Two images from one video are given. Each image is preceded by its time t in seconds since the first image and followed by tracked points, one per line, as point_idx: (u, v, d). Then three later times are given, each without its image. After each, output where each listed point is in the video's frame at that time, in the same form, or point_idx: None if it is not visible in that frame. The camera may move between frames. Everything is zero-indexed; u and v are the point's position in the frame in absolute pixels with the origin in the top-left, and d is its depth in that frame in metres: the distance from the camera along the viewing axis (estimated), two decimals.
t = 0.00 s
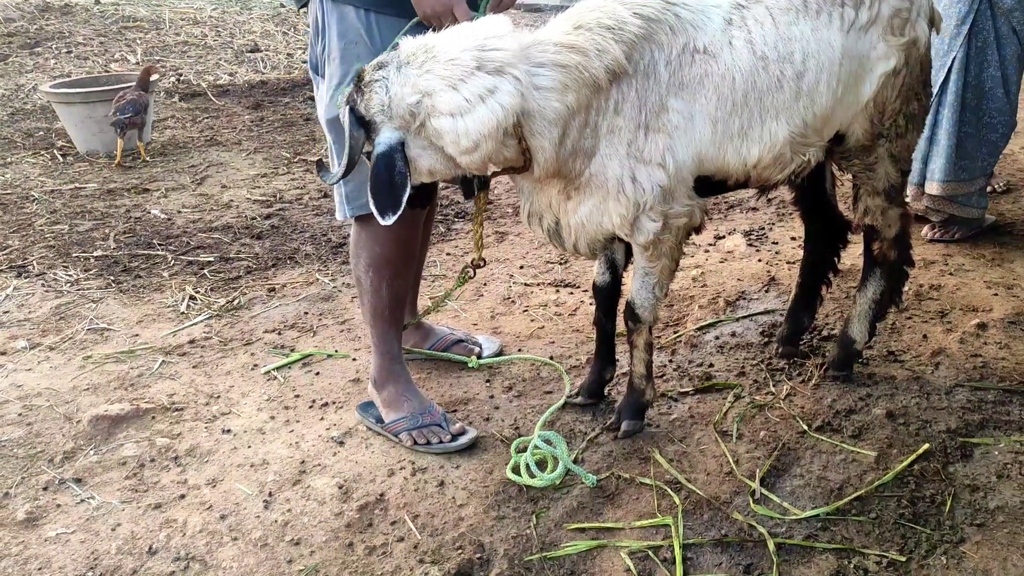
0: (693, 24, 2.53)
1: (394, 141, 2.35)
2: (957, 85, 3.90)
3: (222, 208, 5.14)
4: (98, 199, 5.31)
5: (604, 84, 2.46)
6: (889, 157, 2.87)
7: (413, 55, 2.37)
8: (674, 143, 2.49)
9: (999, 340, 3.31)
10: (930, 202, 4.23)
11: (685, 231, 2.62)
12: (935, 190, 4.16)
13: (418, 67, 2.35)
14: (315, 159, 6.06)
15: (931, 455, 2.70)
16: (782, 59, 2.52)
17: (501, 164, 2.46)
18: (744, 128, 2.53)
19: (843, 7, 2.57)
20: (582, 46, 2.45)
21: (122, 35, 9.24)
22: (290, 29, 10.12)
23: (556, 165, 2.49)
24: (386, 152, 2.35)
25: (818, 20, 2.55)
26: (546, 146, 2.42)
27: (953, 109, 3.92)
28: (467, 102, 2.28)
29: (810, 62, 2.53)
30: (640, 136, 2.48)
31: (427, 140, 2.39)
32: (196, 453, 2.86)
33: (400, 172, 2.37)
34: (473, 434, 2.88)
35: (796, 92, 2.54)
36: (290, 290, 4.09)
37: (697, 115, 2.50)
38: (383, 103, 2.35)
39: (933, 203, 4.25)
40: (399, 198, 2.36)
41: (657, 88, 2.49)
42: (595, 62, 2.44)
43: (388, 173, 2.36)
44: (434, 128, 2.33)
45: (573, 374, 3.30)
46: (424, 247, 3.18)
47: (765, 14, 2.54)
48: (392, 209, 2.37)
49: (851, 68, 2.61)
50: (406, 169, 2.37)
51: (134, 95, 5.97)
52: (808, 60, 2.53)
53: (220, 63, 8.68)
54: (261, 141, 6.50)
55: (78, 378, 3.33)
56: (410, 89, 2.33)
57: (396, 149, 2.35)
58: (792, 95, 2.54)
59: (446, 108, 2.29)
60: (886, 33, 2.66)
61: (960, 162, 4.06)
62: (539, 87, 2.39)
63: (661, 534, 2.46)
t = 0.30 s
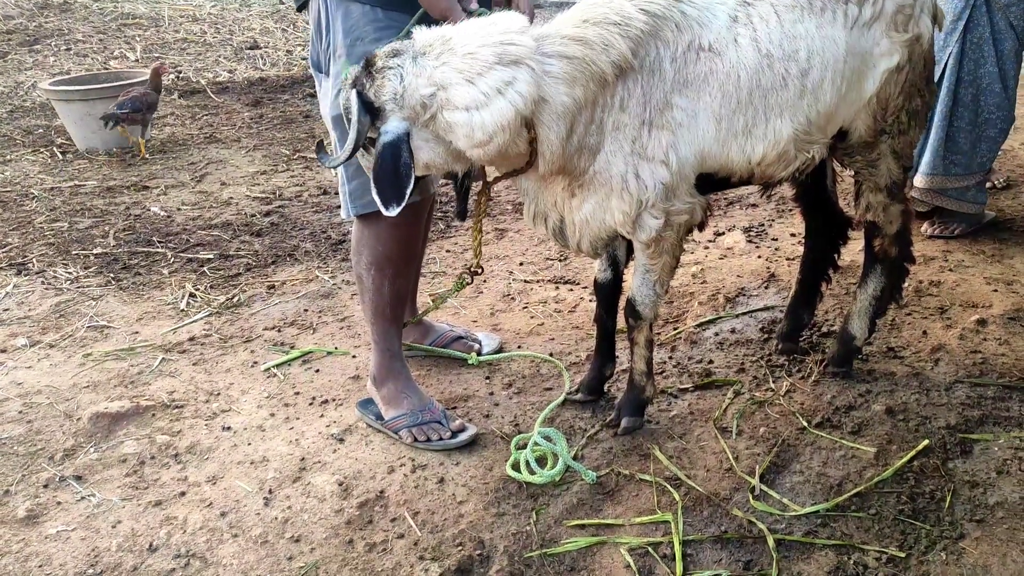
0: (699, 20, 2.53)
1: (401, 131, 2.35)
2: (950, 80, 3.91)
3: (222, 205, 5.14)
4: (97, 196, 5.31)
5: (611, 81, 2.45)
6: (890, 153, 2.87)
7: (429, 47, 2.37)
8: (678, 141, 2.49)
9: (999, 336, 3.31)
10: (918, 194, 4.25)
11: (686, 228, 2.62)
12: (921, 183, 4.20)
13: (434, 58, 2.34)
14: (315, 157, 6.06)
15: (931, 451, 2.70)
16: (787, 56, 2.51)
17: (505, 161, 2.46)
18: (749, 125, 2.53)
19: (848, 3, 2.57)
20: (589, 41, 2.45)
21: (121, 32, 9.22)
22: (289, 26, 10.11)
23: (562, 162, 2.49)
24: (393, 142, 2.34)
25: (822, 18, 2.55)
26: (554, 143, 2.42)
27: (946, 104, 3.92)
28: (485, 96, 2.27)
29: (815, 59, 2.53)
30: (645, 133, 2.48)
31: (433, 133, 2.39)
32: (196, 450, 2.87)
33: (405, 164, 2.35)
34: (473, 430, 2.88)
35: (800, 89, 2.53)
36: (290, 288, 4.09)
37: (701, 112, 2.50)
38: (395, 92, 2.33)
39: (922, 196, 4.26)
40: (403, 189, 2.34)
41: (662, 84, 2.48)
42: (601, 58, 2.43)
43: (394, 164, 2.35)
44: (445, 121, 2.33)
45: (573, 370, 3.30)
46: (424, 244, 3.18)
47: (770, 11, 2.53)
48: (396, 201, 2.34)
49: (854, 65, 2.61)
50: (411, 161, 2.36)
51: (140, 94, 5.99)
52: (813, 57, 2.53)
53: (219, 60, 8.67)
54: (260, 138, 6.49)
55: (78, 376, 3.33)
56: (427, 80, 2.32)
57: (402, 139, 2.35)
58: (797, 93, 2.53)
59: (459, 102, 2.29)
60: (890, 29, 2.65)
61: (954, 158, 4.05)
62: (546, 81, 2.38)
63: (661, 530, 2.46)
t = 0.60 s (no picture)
0: (700, 17, 2.52)
1: (402, 121, 2.34)
2: (949, 74, 3.89)
3: (221, 201, 5.14)
4: (96, 193, 5.31)
5: (611, 77, 2.45)
6: (890, 147, 2.87)
7: (436, 42, 2.37)
8: (678, 137, 2.49)
9: (997, 331, 3.31)
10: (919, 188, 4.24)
11: (684, 225, 2.63)
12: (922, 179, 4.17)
13: (442, 51, 2.35)
14: (314, 153, 6.05)
15: (930, 445, 2.70)
16: (788, 53, 2.51)
17: (506, 155, 2.47)
18: (749, 122, 2.53)
19: None
20: (591, 37, 2.44)
21: (119, 29, 9.21)
22: (287, 22, 10.10)
23: (562, 158, 2.49)
24: (394, 133, 2.33)
25: (824, 13, 2.54)
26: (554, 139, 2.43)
27: (945, 98, 3.92)
28: (490, 93, 2.29)
29: (816, 55, 2.53)
30: (645, 129, 2.48)
31: (432, 127, 2.41)
32: (196, 446, 2.87)
33: (406, 153, 2.34)
34: (472, 426, 2.88)
35: (801, 85, 2.53)
36: (289, 284, 4.09)
37: (702, 109, 2.50)
38: (401, 82, 2.33)
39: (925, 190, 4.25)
40: (405, 181, 2.32)
41: (662, 81, 2.48)
42: (602, 54, 2.43)
43: (395, 153, 2.33)
44: (448, 116, 2.36)
45: (572, 366, 3.30)
46: (423, 240, 3.18)
47: (771, 7, 2.53)
48: (399, 192, 2.32)
49: (856, 60, 2.60)
50: (411, 152, 2.35)
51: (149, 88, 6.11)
52: (814, 53, 2.52)
53: (218, 56, 8.66)
54: (259, 135, 6.49)
55: (78, 372, 3.33)
56: (433, 74, 2.33)
57: (403, 129, 2.34)
58: (797, 89, 2.53)
59: (465, 97, 2.31)
60: (891, 24, 2.65)
61: (954, 153, 4.05)
62: (548, 76, 2.38)
63: (661, 525, 2.46)
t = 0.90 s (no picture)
0: (694, 10, 2.52)
1: (394, 123, 2.38)
2: (945, 67, 3.91)
3: (220, 198, 5.14)
4: (95, 190, 5.31)
5: (603, 70, 2.45)
6: (889, 143, 2.86)
7: (425, 42, 2.41)
8: (672, 130, 2.49)
9: (996, 326, 3.31)
10: (917, 182, 4.27)
11: (681, 218, 2.62)
12: (920, 172, 4.21)
13: (433, 51, 2.39)
14: (313, 149, 6.05)
15: (929, 440, 2.71)
16: (784, 47, 2.51)
17: (502, 146, 2.52)
18: (744, 116, 2.53)
19: None
20: (582, 31, 2.43)
21: (118, 25, 9.19)
22: (286, 18, 10.08)
23: (555, 152, 2.52)
24: (386, 133, 2.36)
25: (820, 7, 2.54)
26: (548, 133, 2.45)
27: (942, 92, 3.93)
28: (480, 88, 2.34)
29: (812, 49, 2.53)
30: (639, 122, 2.48)
31: (426, 125, 2.45)
32: (196, 443, 2.87)
33: (399, 152, 2.37)
34: (472, 422, 2.89)
35: (797, 79, 2.53)
36: (288, 280, 4.09)
37: (696, 102, 2.50)
38: (392, 84, 2.37)
39: (923, 183, 4.27)
40: (398, 181, 2.35)
41: (656, 74, 2.48)
42: (594, 47, 2.43)
43: (388, 153, 2.36)
44: (441, 114, 2.39)
45: (571, 362, 3.30)
46: (423, 235, 3.18)
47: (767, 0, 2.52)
48: (392, 191, 2.35)
49: (853, 54, 2.60)
50: (405, 151, 2.38)
51: (163, 82, 6.33)
52: (810, 47, 2.52)
53: (216, 53, 8.65)
54: (258, 131, 6.49)
55: (77, 369, 3.33)
56: (423, 74, 2.37)
57: (396, 130, 2.37)
58: (793, 83, 2.53)
59: (456, 94, 2.35)
60: (890, 18, 2.65)
61: (951, 147, 4.06)
62: (539, 71, 2.40)
63: (660, 520, 2.47)
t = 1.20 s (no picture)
0: (688, 6, 2.53)
1: (388, 126, 2.39)
2: (941, 63, 3.93)
3: (220, 196, 5.14)
4: (95, 187, 5.31)
5: (595, 67, 2.47)
6: (887, 140, 2.86)
7: (417, 42, 2.42)
8: (667, 125, 2.50)
9: (995, 323, 3.32)
10: (914, 178, 4.28)
11: (678, 213, 2.62)
12: (916, 167, 4.22)
13: (422, 53, 2.40)
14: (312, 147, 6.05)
15: (927, 437, 2.71)
16: (778, 43, 2.51)
17: (497, 143, 2.52)
18: (738, 111, 2.53)
19: None
20: (572, 29, 2.46)
21: (116, 23, 9.18)
22: (285, 16, 10.07)
23: (549, 147, 2.52)
24: (380, 137, 2.38)
25: (816, 3, 2.54)
26: (541, 129, 2.46)
27: (938, 87, 3.96)
28: (470, 85, 2.36)
29: (807, 45, 2.52)
30: (633, 117, 2.48)
31: (419, 127, 2.46)
32: (195, 440, 2.88)
33: (394, 155, 2.39)
34: (471, 419, 2.89)
35: (791, 75, 2.53)
36: (288, 278, 4.09)
37: (690, 98, 2.50)
38: (384, 88, 2.38)
39: (920, 179, 4.27)
40: (394, 183, 2.35)
41: (649, 69, 2.49)
42: (585, 44, 2.45)
43: (383, 157, 2.38)
44: (434, 115, 2.41)
45: (570, 359, 3.31)
46: (421, 230, 3.19)
47: None
48: (389, 194, 2.35)
49: (849, 51, 2.60)
50: (401, 154, 2.40)
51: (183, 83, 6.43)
52: (806, 43, 2.52)
53: (215, 50, 8.64)
54: (257, 129, 6.48)
55: (77, 367, 3.34)
56: (413, 78, 2.38)
57: (390, 133, 2.39)
58: (788, 79, 2.53)
59: (447, 94, 2.37)
60: (887, 15, 2.64)
61: (947, 143, 4.08)
62: (530, 68, 2.42)
63: (659, 516, 2.47)
